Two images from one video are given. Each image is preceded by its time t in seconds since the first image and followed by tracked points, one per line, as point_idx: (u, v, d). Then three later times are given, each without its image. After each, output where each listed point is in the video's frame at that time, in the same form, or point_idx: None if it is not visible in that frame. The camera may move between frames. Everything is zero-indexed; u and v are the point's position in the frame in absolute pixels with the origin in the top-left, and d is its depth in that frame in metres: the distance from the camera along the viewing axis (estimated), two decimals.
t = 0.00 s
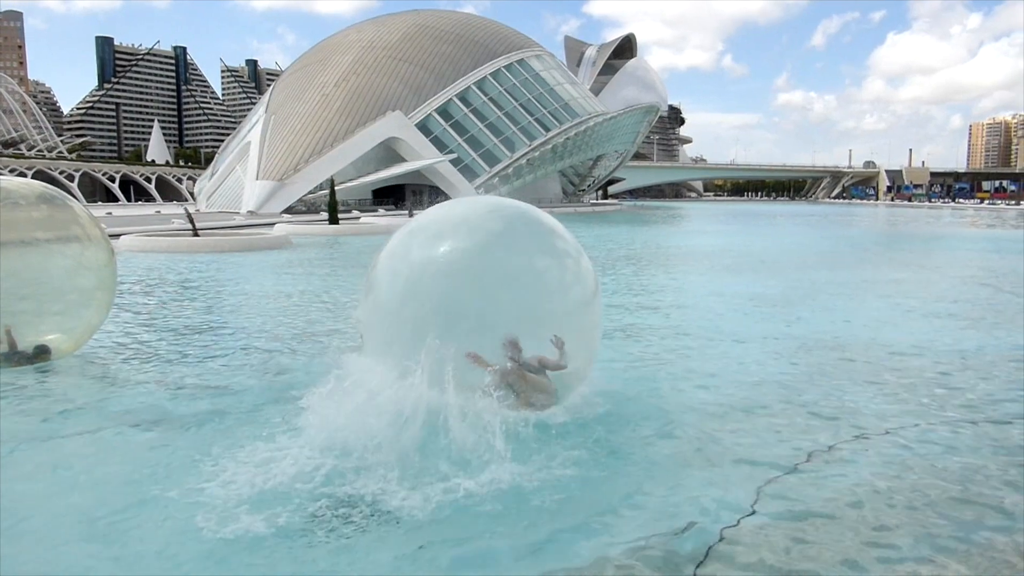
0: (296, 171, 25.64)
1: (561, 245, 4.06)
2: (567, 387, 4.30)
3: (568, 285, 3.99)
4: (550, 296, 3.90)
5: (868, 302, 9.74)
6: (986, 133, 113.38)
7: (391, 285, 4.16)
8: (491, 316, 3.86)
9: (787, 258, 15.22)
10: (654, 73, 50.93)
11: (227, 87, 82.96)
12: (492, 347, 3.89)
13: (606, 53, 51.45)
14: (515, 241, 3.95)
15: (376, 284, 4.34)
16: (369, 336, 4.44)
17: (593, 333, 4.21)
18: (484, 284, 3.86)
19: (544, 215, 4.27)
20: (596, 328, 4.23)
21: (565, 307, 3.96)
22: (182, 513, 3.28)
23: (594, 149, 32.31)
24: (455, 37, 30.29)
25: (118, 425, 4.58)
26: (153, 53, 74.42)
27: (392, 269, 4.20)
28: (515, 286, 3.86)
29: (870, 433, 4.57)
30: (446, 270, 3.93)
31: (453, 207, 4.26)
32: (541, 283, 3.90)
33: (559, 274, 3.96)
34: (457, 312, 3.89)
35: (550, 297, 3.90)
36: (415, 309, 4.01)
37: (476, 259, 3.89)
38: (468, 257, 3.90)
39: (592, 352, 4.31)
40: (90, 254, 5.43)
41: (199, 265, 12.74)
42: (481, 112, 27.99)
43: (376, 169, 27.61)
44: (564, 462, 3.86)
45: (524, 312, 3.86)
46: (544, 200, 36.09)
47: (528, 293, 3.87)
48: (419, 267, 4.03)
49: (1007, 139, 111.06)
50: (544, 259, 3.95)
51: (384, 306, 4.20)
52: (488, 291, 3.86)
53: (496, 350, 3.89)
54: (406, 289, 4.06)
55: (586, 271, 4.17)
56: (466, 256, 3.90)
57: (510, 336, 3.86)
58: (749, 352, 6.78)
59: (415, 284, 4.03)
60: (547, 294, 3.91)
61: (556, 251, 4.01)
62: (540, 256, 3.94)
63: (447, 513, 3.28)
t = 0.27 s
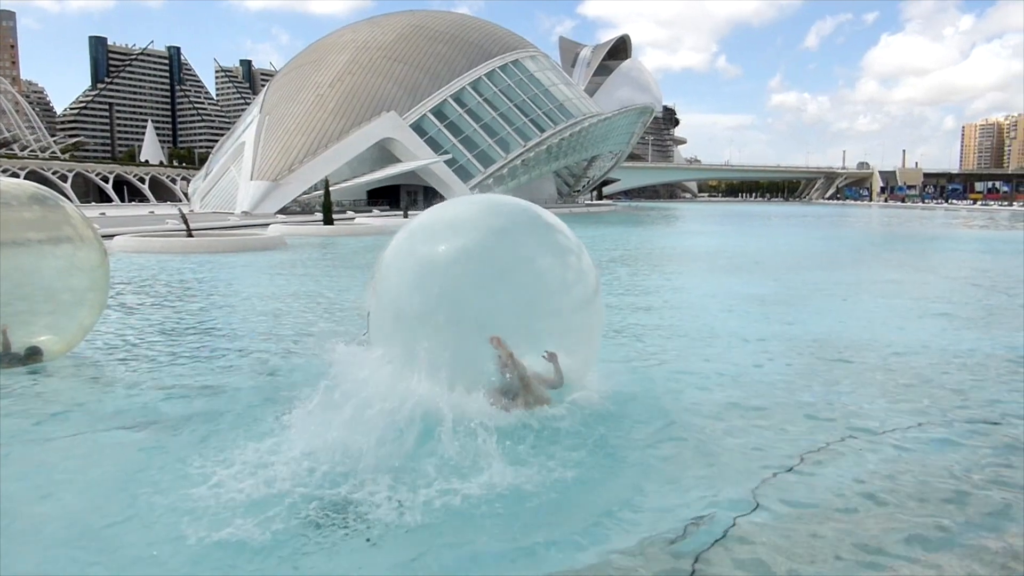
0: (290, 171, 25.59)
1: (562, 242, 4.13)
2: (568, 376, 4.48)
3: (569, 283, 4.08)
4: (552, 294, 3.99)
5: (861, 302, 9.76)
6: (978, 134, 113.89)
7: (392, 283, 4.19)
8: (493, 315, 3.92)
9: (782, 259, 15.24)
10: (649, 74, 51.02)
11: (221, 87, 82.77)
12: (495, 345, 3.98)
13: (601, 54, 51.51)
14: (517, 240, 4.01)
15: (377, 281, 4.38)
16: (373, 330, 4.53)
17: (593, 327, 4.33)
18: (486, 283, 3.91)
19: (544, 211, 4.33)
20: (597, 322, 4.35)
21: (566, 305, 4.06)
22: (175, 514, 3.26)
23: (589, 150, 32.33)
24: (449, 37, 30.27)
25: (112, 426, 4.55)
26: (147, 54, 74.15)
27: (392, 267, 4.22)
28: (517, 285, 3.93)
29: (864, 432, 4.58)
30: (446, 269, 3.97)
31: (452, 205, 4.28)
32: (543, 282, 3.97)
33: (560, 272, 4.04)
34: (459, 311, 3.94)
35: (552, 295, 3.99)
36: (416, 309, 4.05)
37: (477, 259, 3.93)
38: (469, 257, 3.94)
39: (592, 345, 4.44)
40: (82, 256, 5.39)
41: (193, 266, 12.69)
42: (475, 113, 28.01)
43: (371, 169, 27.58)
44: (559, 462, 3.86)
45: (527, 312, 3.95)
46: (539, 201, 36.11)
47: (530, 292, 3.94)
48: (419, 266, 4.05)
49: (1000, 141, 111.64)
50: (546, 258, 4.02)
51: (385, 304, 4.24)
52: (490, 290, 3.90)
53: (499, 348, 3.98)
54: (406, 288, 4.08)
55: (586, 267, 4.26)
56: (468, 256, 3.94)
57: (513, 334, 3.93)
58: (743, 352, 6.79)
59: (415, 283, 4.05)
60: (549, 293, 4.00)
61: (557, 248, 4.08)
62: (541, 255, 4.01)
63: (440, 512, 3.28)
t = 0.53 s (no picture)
0: (288, 174, 25.60)
1: (572, 247, 4.18)
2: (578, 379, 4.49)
3: (578, 287, 4.11)
4: (561, 298, 4.03)
5: (859, 304, 9.77)
6: (974, 136, 114.23)
7: (406, 286, 4.28)
8: (504, 317, 3.98)
9: (780, 260, 15.26)
10: (647, 76, 51.10)
11: (218, 90, 82.73)
12: (505, 347, 4.03)
13: (598, 56, 51.60)
14: (527, 247, 4.06)
15: (392, 285, 4.47)
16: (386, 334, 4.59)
17: (604, 331, 4.36)
18: (496, 287, 3.97)
19: (556, 218, 4.38)
20: (607, 326, 4.38)
21: (575, 309, 4.09)
22: (171, 519, 3.26)
23: (587, 152, 32.34)
24: (447, 40, 30.29)
25: (110, 429, 4.55)
26: (144, 57, 74.10)
27: (407, 271, 4.32)
28: (526, 289, 3.97)
29: (861, 433, 4.58)
30: (457, 273, 4.05)
31: (465, 210, 4.36)
32: (553, 286, 4.01)
33: (570, 277, 4.08)
34: (470, 314, 4.01)
35: (561, 299, 4.03)
36: (428, 312, 4.13)
37: (488, 263, 4.01)
38: (480, 261, 4.02)
39: (603, 350, 4.46)
40: (79, 259, 5.38)
41: (190, 269, 12.67)
42: (472, 115, 27.98)
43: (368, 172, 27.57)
44: (558, 464, 3.86)
45: (537, 314, 3.99)
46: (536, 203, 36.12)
47: (540, 295, 3.98)
48: (432, 270, 4.14)
49: (997, 142, 111.92)
50: (555, 263, 4.06)
51: (399, 306, 4.33)
52: (500, 294, 3.96)
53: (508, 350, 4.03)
54: (419, 291, 4.17)
55: (597, 272, 4.29)
56: (478, 260, 4.01)
57: (522, 336, 3.96)
58: (742, 353, 6.78)
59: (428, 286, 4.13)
60: (559, 296, 4.04)
61: (567, 254, 4.13)
62: (551, 259, 4.05)
63: (441, 517, 3.26)
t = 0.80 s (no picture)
0: (282, 176, 25.54)
1: (578, 249, 4.12)
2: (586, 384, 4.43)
3: (585, 289, 4.05)
4: (568, 299, 3.96)
5: (852, 305, 9.81)
6: (966, 138, 114.93)
7: (413, 287, 4.23)
8: (510, 318, 3.91)
9: (773, 262, 15.32)
10: (640, 78, 51.24)
11: (211, 92, 82.58)
12: (512, 348, 3.96)
13: (592, 58, 51.73)
14: (532, 248, 4.00)
15: (399, 286, 4.41)
16: (392, 337, 4.53)
17: (610, 333, 4.30)
18: (502, 288, 3.91)
19: (562, 220, 4.32)
20: (614, 328, 4.31)
21: (582, 311, 4.02)
22: (162, 526, 3.22)
23: (581, 154, 32.39)
24: (440, 42, 30.27)
25: (100, 434, 4.51)
26: (137, 59, 73.88)
27: (413, 273, 4.26)
28: (532, 290, 3.91)
29: (855, 435, 4.58)
30: (464, 274, 3.99)
31: (471, 212, 4.31)
32: (560, 287, 3.95)
33: (576, 279, 4.02)
34: (476, 315, 3.95)
35: (568, 301, 3.96)
36: (435, 313, 4.07)
37: (494, 264, 3.95)
38: (487, 262, 3.96)
39: (610, 352, 4.40)
40: (70, 262, 5.34)
41: (183, 271, 12.63)
42: (467, 117, 27.99)
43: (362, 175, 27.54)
44: (552, 469, 3.84)
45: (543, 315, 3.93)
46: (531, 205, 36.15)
47: (546, 296, 3.92)
48: (439, 271, 4.08)
49: (988, 144, 112.68)
50: (562, 264, 4.00)
51: (405, 308, 4.27)
52: (507, 295, 3.91)
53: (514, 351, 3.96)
54: (426, 292, 4.11)
55: (603, 275, 4.23)
56: (485, 261, 3.95)
57: (531, 337, 3.89)
58: (735, 355, 6.79)
59: (434, 287, 4.08)
60: (566, 298, 3.97)
61: (573, 256, 4.07)
62: (557, 261, 4.00)
63: (435, 523, 3.23)
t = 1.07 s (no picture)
0: (273, 175, 25.44)
1: (577, 253, 4.12)
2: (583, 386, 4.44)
3: (584, 292, 4.04)
4: (567, 301, 3.96)
5: (840, 304, 9.86)
6: (954, 139, 115.75)
7: (412, 290, 4.20)
8: (511, 320, 3.90)
9: (762, 261, 15.40)
10: (631, 78, 51.35)
11: (201, 91, 82.14)
12: (512, 351, 3.95)
13: (583, 58, 51.80)
14: (533, 250, 3.99)
15: (397, 288, 4.38)
16: (390, 338, 4.50)
17: (608, 336, 4.30)
18: (503, 291, 3.89)
19: (561, 223, 4.31)
20: (611, 330, 4.32)
21: (580, 314, 4.01)
22: (150, 527, 3.21)
23: (572, 153, 32.41)
24: (431, 41, 30.21)
25: (86, 435, 4.47)
26: (126, 56, 73.40)
27: (413, 275, 4.23)
28: (533, 293, 3.90)
29: (841, 434, 4.61)
30: (464, 277, 3.97)
31: (470, 214, 4.28)
32: (559, 290, 3.94)
33: (575, 282, 4.01)
34: (476, 317, 3.93)
35: (568, 304, 3.96)
36: (435, 315, 4.04)
37: (494, 266, 3.93)
38: (487, 265, 3.94)
39: (607, 354, 4.41)
40: (57, 260, 5.29)
41: (172, 270, 12.57)
42: (458, 116, 27.95)
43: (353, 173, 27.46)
44: (541, 468, 3.85)
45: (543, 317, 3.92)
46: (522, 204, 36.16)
47: (546, 299, 3.91)
48: (439, 273, 4.06)
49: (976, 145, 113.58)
50: (561, 267, 4.00)
51: (404, 310, 4.24)
52: (507, 297, 3.89)
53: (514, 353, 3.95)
54: (425, 295, 4.08)
55: (602, 277, 4.22)
56: (485, 263, 3.94)
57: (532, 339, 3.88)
58: (724, 355, 6.81)
59: (434, 289, 4.06)
60: (566, 300, 3.96)
61: (572, 259, 4.07)
62: (556, 264, 4.00)
63: (423, 523, 3.23)
